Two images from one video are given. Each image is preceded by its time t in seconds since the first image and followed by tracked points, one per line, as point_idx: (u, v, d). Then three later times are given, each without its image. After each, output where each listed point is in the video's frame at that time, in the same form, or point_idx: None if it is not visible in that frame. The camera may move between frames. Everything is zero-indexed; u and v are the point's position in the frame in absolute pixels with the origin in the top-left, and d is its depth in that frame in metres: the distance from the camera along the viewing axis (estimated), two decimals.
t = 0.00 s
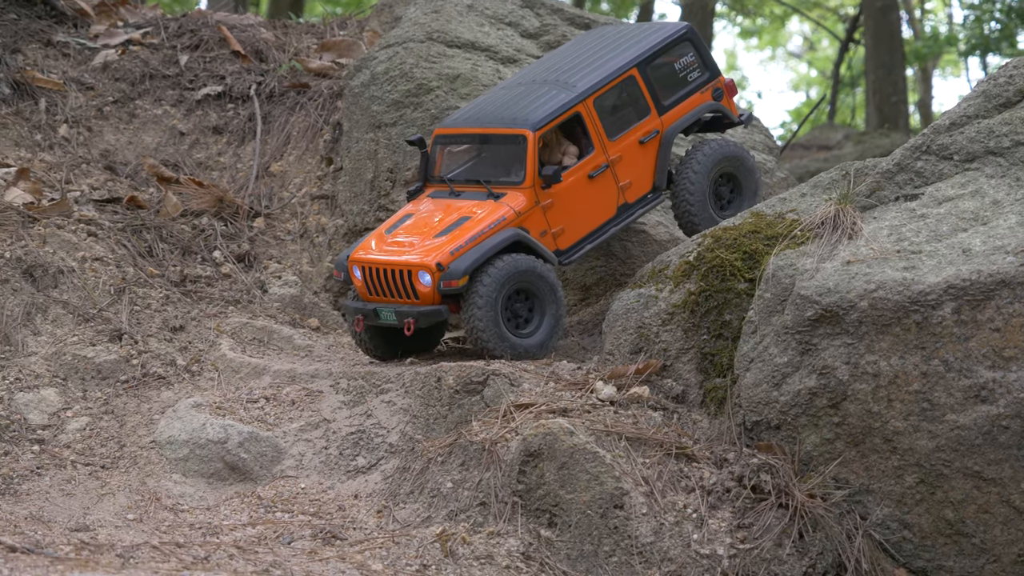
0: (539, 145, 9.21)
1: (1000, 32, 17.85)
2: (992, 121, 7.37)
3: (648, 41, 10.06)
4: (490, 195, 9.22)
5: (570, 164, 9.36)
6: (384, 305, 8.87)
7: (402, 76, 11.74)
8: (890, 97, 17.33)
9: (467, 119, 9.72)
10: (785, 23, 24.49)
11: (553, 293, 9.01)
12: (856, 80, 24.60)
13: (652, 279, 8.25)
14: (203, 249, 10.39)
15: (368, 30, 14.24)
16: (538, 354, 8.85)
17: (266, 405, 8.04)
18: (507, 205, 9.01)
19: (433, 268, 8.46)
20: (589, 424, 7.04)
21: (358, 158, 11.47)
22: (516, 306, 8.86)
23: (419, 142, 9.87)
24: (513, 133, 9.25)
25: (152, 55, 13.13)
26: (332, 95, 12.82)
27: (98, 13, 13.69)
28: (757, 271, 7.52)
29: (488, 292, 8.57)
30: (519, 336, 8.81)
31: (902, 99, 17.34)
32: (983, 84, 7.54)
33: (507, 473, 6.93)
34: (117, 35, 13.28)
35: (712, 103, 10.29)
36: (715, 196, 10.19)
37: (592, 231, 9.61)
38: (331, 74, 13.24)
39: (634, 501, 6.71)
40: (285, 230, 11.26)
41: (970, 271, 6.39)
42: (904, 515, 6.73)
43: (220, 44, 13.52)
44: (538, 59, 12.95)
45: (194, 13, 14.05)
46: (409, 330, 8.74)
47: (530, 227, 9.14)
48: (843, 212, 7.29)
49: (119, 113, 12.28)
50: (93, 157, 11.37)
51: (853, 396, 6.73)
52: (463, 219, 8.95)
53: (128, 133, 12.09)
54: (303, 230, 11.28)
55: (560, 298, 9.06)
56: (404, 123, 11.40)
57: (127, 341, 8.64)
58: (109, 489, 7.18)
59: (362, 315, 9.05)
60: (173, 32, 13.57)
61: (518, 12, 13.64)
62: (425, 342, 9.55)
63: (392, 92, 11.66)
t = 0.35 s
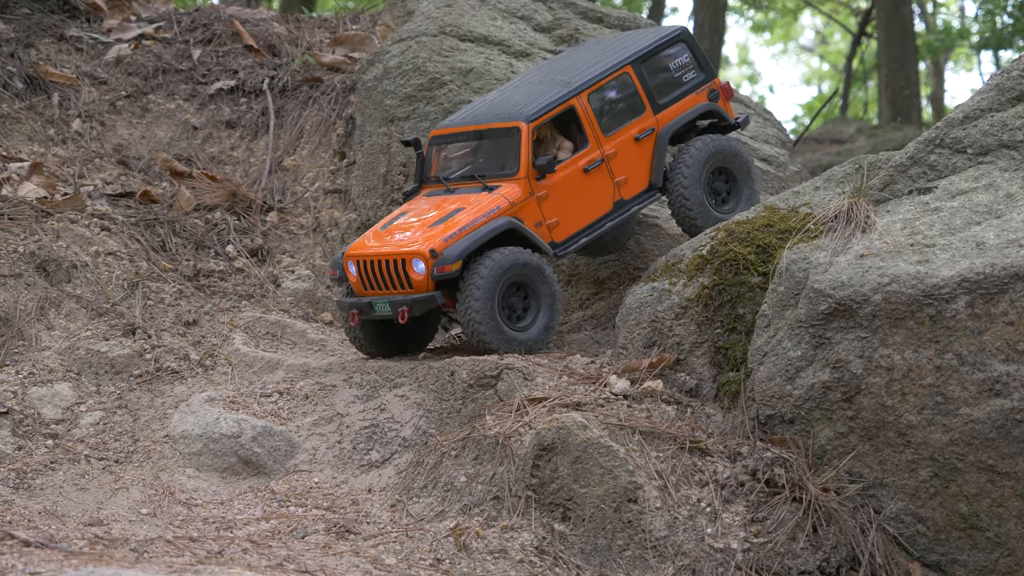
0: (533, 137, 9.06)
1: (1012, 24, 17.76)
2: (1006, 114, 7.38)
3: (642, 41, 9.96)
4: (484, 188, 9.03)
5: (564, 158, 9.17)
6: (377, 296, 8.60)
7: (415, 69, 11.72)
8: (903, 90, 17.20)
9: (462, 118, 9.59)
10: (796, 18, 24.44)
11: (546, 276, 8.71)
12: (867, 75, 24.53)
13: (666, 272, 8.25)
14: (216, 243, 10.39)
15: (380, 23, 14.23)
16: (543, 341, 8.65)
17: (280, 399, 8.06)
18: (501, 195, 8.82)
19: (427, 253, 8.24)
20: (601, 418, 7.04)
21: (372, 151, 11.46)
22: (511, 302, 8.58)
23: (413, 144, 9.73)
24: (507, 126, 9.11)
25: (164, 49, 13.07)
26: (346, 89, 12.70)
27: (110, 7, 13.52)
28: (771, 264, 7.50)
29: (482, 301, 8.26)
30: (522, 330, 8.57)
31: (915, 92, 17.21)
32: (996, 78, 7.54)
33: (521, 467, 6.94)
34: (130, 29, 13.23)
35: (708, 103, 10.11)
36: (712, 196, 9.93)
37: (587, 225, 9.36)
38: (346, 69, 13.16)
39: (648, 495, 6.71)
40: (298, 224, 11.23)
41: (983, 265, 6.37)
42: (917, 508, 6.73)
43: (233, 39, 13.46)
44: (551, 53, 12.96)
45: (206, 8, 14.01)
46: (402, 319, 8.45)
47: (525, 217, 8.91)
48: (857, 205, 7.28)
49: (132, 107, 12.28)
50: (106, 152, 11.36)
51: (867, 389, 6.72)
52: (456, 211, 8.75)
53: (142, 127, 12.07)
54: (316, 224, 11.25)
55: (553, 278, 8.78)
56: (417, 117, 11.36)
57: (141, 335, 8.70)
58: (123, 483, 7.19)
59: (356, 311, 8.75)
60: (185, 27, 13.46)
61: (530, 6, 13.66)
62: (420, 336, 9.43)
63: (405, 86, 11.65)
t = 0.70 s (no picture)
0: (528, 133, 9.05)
1: None
2: (1021, 110, 7.39)
3: (639, 58, 10.07)
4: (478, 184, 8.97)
5: (557, 156, 9.14)
6: (369, 284, 8.43)
7: (429, 66, 11.72)
8: (917, 86, 17.15)
9: (459, 125, 9.64)
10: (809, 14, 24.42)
11: (531, 262, 8.55)
12: (879, 72, 24.48)
13: (680, 268, 8.19)
14: (230, 240, 10.40)
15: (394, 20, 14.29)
16: (544, 317, 8.65)
17: (294, 396, 8.12)
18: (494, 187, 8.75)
19: (419, 233, 8.11)
20: (617, 415, 7.06)
21: (385, 149, 11.47)
22: (506, 300, 8.46)
23: (410, 152, 9.74)
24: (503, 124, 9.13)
25: (178, 46, 13.08)
26: (359, 85, 12.78)
27: (124, 5, 13.54)
28: (786, 260, 7.53)
29: (480, 317, 8.13)
30: (524, 319, 8.53)
31: (929, 88, 17.16)
32: (1011, 73, 7.53)
33: (536, 464, 6.94)
34: (144, 26, 13.23)
35: (702, 121, 10.13)
36: (710, 200, 9.87)
37: (578, 224, 9.24)
38: (359, 65, 13.24)
39: (663, 491, 6.71)
40: (312, 221, 11.24)
41: (998, 260, 6.35)
42: (933, 505, 6.67)
43: (247, 36, 13.49)
44: (565, 50, 12.98)
45: (220, 5, 14.04)
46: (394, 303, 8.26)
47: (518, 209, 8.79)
48: (872, 201, 7.29)
49: (146, 105, 12.24)
50: (120, 149, 11.36)
51: (882, 385, 6.71)
52: (450, 202, 8.66)
53: (155, 124, 12.05)
54: (330, 221, 11.25)
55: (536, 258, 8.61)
56: (431, 114, 11.36)
57: (155, 332, 8.75)
58: (138, 480, 7.20)
59: (347, 302, 8.56)
60: (199, 25, 13.50)
61: (544, 3, 13.68)
62: (414, 328, 9.31)
63: (419, 83, 11.64)
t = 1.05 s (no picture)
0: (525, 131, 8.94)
1: None
2: None
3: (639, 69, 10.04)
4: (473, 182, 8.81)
5: (553, 155, 9.01)
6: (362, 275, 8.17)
7: (441, 65, 11.73)
8: (928, 85, 17.10)
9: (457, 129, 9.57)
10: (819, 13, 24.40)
11: (513, 253, 8.17)
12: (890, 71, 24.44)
13: (692, 266, 8.18)
14: (243, 239, 10.41)
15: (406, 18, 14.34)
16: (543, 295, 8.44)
17: (306, 395, 8.23)
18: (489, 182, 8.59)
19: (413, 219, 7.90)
20: (629, 412, 7.06)
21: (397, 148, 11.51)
22: (501, 301, 8.19)
23: (406, 158, 9.62)
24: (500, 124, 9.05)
25: (190, 45, 13.07)
26: (372, 84, 12.82)
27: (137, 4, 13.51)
28: (799, 258, 7.55)
29: (483, 330, 7.89)
30: (526, 308, 8.31)
31: (940, 87, 17.12)
32: None
33: (549, 462, 6.95)
34: (156, 25, 13.21)
35: (701, 131, 10.02)
36: (709, 202, 9.73)
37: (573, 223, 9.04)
38: (371, 64, 13.26)
39: (676, 489, 6.72)
40: (325, 220, 11.24)
41: (1012, 258, 6.34)
42: (946, 502, 6.66)
43: (259, 35, 13.50)
44: (577, 48, 13.00)
45: (232, 4, 14.03)
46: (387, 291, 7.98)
47: (512, 204, 8.60)
48: (884, 198, 7.28)
49: (158, 104, 12.21)
50: (132, 148, 11.36)
51: (895, 383, 6.71)
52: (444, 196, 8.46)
53: (168, 123, 12.02)
54: (342, 220, 11.25)
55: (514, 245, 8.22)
56: (443, 112, 11.35)
57: (168, 331, 8.78)
58: (151, 479, 7.20)
59: (340, 295, 8.28)
60: (211, 24, 13.48)
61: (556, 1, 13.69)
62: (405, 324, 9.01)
63: (431, 81, 11.64)
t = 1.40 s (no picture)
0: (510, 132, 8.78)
1: None
2: None
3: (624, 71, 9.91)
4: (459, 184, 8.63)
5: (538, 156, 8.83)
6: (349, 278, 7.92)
7: (454, 62, 11.74)
8: (941, 82, 17.03)
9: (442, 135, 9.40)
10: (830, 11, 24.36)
11: (486, 250, 7.77)
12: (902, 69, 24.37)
13: (706, 263, 8.18)
14: (256, 237, 10.42)
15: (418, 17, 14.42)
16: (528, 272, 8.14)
17: (320, 392, 8.27)
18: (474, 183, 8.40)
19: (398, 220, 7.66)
20: (644, 410, 7.06)
21: (411, 145, 11.45)
22: (491, 299, 7.88)
23: (392, 164, 9.48)
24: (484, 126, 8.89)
25: (204, 43, 13.07)
26: (385, 82, 12.87)
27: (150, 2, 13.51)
28: (813, 254, 7.53)
29: (488, 338, 7.62)
30: (518, 293, 8.02)
31: (953, 84, 17.05)
32: None
33: (563, 458, 6.99)
34: (169, 24, 13.23)
35: (688, 132, 9.86)
36: (701, 202, 9.62)
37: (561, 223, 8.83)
38: (385, 61, 13.30)
39: (690, 485, 6.70)
40: (338, 217, 11.19)
41: None
42: (961, 498, 6.65)
43: (272, 33, 13.52)
44: (590, 45, 13.01)
45: (245, 2, 14.03)
46: (373, 293, 7.71)
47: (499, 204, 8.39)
48: (898, 194, 7.27)
49: (172, 101, 12.22)
50: (146, 146, 11.36)
51: (910, 378, 6.70)
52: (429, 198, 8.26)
53: (181, 121, 12.03)
54: (356, 217, 11.18)
55: (480, 244, 7.78)
56: (457, 109, 11.38)
57: (182, 329, 8.80)
58: (166, 476, 7.22)
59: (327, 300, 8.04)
60: (224, 22, 13.47)
61: None
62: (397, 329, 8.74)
63: (444, 78, 11.66)
